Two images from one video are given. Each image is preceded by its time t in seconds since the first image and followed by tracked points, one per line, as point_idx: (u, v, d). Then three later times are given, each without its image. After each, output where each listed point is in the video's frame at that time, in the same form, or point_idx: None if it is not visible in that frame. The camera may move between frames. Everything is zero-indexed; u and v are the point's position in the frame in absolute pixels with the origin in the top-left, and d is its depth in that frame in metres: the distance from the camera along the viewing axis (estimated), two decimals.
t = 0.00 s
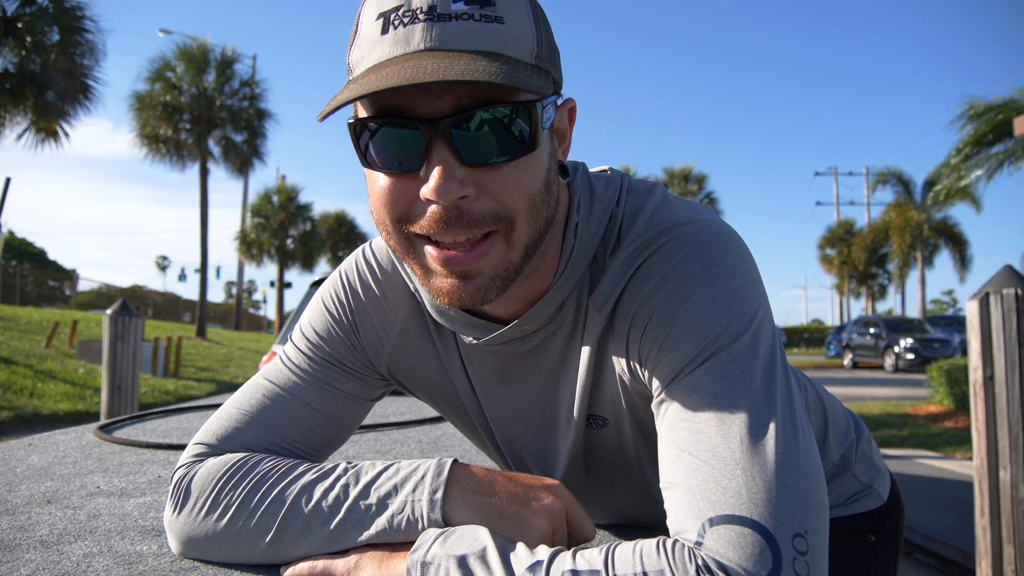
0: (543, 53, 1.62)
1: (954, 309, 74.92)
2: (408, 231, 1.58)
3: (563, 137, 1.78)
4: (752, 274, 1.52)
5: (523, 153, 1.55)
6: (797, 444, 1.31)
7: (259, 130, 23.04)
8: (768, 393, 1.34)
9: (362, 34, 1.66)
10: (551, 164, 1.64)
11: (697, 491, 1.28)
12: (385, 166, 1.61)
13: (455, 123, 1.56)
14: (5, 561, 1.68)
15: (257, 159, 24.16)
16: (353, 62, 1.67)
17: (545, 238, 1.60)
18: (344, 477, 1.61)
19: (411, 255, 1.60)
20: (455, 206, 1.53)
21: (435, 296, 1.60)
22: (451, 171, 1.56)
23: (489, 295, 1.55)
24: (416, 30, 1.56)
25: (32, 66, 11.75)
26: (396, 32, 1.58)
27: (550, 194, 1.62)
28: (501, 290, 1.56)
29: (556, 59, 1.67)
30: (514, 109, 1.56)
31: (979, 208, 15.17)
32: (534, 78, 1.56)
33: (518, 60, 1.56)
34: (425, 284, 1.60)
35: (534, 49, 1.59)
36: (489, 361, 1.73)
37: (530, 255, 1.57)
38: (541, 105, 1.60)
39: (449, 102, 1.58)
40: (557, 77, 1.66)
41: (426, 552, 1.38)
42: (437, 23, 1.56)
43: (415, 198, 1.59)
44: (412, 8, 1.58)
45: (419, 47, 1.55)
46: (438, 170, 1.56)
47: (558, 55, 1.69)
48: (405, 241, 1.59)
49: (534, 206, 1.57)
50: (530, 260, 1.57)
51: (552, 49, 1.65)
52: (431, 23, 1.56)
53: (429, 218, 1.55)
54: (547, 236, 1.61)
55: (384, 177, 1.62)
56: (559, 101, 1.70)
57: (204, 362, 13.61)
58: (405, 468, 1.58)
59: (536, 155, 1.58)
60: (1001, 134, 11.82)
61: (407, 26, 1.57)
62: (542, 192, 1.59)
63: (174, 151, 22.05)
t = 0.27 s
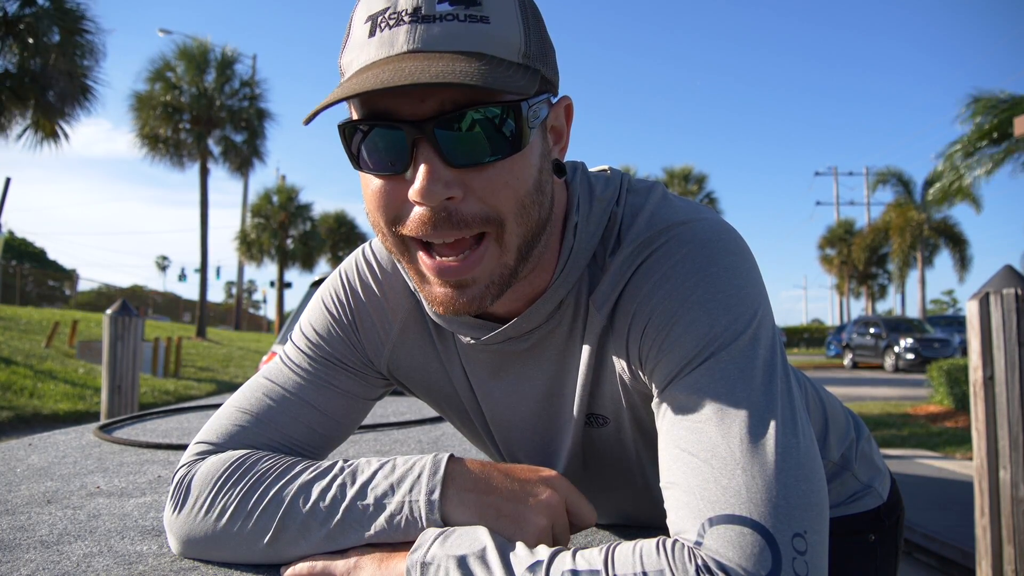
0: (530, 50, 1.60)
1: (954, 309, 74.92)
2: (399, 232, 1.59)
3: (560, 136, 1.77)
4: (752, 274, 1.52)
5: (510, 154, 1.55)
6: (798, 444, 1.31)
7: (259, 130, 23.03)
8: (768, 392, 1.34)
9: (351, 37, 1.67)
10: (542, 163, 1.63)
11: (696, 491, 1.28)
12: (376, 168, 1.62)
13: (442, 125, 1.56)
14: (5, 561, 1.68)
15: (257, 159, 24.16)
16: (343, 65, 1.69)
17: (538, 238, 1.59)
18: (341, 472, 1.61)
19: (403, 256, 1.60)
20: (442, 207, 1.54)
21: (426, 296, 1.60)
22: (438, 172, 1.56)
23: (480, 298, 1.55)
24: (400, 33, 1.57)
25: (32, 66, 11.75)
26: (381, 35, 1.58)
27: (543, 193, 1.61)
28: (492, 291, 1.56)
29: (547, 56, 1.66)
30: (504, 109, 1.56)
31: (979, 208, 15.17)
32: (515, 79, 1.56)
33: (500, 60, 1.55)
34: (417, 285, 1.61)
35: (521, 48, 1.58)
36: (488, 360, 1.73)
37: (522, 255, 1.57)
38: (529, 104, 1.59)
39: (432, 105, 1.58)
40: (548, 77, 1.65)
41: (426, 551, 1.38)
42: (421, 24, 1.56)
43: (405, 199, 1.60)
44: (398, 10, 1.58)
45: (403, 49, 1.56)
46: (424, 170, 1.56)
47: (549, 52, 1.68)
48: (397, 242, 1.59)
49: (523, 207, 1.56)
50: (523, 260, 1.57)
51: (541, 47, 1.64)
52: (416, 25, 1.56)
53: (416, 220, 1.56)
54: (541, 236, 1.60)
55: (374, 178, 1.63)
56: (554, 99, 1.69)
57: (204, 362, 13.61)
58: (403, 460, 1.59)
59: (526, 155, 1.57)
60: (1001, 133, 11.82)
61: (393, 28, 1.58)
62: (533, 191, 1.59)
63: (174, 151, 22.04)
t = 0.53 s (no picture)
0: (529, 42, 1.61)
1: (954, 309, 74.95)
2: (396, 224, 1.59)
3: (561, 129, 1.77)
4: (756, 270, 1.52)
5: (509, 145, 1.55)
6: (799, 444, 1.31)
7: (259, 130, 23.03)
8: (770, 391, 1.34)
9: (352, 29, 1.67)
10: (542, 155, 1.63)
11: (698, 490, 1.28)
12: (374, 160, 1.63)
13: (442, 115, 1.56)
14: (5, 561, 1.68)
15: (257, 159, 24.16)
16: (342, 56, 1.69)
17: (535, 230, 1.59)
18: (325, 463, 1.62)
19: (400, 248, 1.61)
20: (440, 197, 1.54)
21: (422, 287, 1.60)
22: (437, 162, 1.56)
23: (475, 286, 1.55)
24: (398, 23, 1.57)
25: (33, 66, 11.76)
26: (380, 25, 1.58)
27: (542, 186, 1.61)
28: (489, 283, 1.56)
29: (545, 47, 1.66)
30: (505, 101, 1.55)
31: (978, 208, 15.18)
32: (514, 67, 1.56)
33: (498, 49, 1.55)
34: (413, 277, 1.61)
35: (520, 37, 1.59)
36: (488, 357, 1.73)
37: (519, 246, 1.57)
38: (528, 94, 1.59)
39: (431, 95, 1.59)
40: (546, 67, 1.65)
41: (427, 553, 1.38)
42: (420, 14, 1.56)
43: (404, 191, 1.60)
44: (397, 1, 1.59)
45: (402, 38, 1.56)
46: (422, 160, 1.56)
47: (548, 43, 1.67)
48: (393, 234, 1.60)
49: (521, 198, 1.56)
50: (518, 251, 1.57)
51: (539, 37, 1.64)
52: (414, 14, 1.56)
53: (413, 211, 1.56)
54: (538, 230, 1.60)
55: (372, 169, 1.64)
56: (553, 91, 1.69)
57: (204, 362, 13.61)
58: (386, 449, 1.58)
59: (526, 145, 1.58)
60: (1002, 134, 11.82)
61: (391, 18, 1.58)
62: (533, 183, 1.59)
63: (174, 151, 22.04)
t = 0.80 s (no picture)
0: (446, 64, 1.54)
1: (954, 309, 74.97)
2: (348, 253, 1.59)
3: (508, 139, 1.71)
4: (728, 281, 1.48)
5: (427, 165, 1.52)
6: (791, 450, 1.30)
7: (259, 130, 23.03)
8: (755, 398, 1.33)
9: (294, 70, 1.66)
10: (477, 168, 1.59)
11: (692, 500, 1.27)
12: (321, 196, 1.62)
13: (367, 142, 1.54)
14: (5, 561, 1.68)
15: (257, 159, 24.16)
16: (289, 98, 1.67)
17: (478, 245, 1.56)
18: (256, 446, 1.50)
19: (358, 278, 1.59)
20: (373, 223, 1.52)
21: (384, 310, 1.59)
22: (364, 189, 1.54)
23: (429, 304, 1.53)
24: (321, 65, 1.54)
25: (31, 66, 11.77)
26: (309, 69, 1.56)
27: (479, 198, 1.58)
28: (444, 299, 1.54)
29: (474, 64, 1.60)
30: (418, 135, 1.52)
31: (976, 207, 15.20)
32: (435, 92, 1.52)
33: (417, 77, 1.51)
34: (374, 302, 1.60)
35: (433, 64, 1.53)
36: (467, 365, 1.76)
37: (467, 260, 1.54)
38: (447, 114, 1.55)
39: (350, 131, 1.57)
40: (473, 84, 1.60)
41: (442, 539, 1.38)
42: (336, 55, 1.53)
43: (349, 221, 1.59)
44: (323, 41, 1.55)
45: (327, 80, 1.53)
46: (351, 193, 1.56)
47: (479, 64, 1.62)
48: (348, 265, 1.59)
49: (454, 214, 1.53)
50: (466, 266, 1.54)
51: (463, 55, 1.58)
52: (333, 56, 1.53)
53: (359, 236, 1.55)
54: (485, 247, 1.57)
55: (325, 206, 1.64)
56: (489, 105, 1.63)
57: (204, 362, 13.62)
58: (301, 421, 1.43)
59: (444, 169, 1.53)
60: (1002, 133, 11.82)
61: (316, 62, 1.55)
62: (467, 196, 1.55)
63: (174, 151, 22.04)
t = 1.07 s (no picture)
0: (519, 50, 1.62)
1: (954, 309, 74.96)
2: (419, 242, 1.58)
3: (552, 132, 1.79)
4: (754, 282, 1.51)
5: (517, 150, 1.56)
6: (805, 452, 1.30)
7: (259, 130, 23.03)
8: (773, 398, 1.33)
9: (339, 64, 1.65)
10: (547, 159, 1.65)
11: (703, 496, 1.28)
12: (383, 184, 1.61)
13: (450, 125, 1.56)
14: (5, 561, 1.68)
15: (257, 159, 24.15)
16: (336, 93, 1.66)
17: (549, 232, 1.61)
18: (255, 463, 1.49)
19: (426, 266, 1.59)
20: (463, 206, 1.53)
21: (451, 297, 1.60)
22: (453, 173, 1.55)
23: (509, 288, 1.55)
24: (393, 47, 1.55)
25: (31, 66, 11.78)
26: (374, 53, 1.57)
27: (551, 186, 1.64)
28: (521, 286, 1.57)
29: (531, 56, 1.68)
30: (501, 118, 1.55)
31: (976, 207, 15.19)
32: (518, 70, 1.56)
33: (495, 57, 1.56)
34: (442, 291, 1.61)
35: (509, 46, 1.60)
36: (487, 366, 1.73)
37: (541, 247, 1.59)
38: (530, 95, 1.61)
39: (439, 107, 1.57)
40: (536, 74, 1.67)
41: (442, 539, 1.37)
42: (411, 36, 1.55)
43: (423, 208, 1.59)
44: (385, 28, 1.58)
45: (401, 60, 1.54)
46: (440, 175, 1.56)
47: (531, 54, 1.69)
48: (418, 253, 1.59)
49: (536, 200, 1.58)
50: (542, 252, 1.59)
51: (525, 46, 1.66)
52: (406, 36, 1.55)
53: (439, 222, 1.55)
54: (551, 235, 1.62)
55: (388, 196, 1.62)
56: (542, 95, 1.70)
57: (204, 362, 13.62)
58: (300, 437, 1.41)
59: (530, 151, 1.59)
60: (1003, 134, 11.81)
61: (384, 45, 1.56)
62: (542, 183, 1.61)
63: (174, 151, 22.03)
